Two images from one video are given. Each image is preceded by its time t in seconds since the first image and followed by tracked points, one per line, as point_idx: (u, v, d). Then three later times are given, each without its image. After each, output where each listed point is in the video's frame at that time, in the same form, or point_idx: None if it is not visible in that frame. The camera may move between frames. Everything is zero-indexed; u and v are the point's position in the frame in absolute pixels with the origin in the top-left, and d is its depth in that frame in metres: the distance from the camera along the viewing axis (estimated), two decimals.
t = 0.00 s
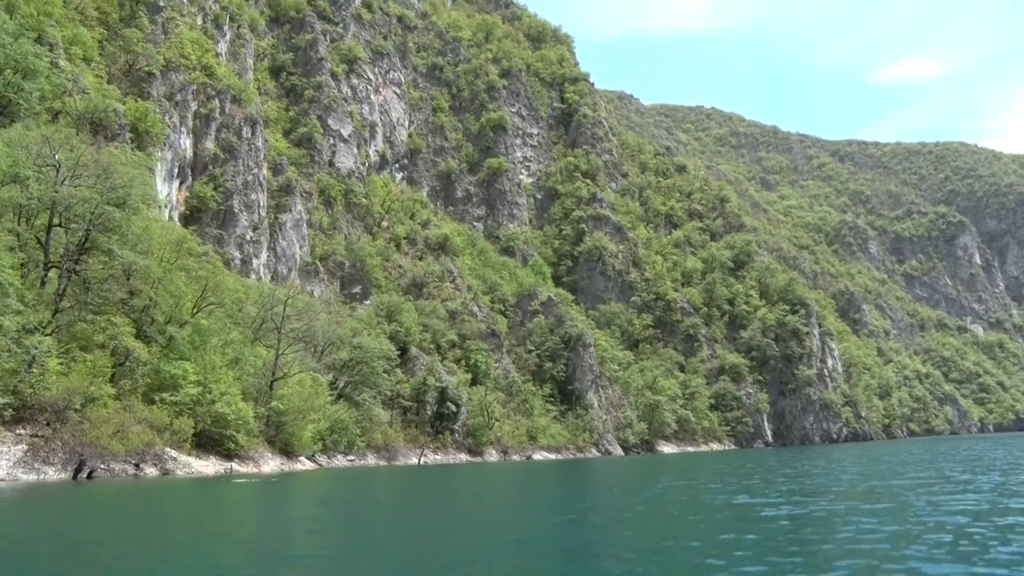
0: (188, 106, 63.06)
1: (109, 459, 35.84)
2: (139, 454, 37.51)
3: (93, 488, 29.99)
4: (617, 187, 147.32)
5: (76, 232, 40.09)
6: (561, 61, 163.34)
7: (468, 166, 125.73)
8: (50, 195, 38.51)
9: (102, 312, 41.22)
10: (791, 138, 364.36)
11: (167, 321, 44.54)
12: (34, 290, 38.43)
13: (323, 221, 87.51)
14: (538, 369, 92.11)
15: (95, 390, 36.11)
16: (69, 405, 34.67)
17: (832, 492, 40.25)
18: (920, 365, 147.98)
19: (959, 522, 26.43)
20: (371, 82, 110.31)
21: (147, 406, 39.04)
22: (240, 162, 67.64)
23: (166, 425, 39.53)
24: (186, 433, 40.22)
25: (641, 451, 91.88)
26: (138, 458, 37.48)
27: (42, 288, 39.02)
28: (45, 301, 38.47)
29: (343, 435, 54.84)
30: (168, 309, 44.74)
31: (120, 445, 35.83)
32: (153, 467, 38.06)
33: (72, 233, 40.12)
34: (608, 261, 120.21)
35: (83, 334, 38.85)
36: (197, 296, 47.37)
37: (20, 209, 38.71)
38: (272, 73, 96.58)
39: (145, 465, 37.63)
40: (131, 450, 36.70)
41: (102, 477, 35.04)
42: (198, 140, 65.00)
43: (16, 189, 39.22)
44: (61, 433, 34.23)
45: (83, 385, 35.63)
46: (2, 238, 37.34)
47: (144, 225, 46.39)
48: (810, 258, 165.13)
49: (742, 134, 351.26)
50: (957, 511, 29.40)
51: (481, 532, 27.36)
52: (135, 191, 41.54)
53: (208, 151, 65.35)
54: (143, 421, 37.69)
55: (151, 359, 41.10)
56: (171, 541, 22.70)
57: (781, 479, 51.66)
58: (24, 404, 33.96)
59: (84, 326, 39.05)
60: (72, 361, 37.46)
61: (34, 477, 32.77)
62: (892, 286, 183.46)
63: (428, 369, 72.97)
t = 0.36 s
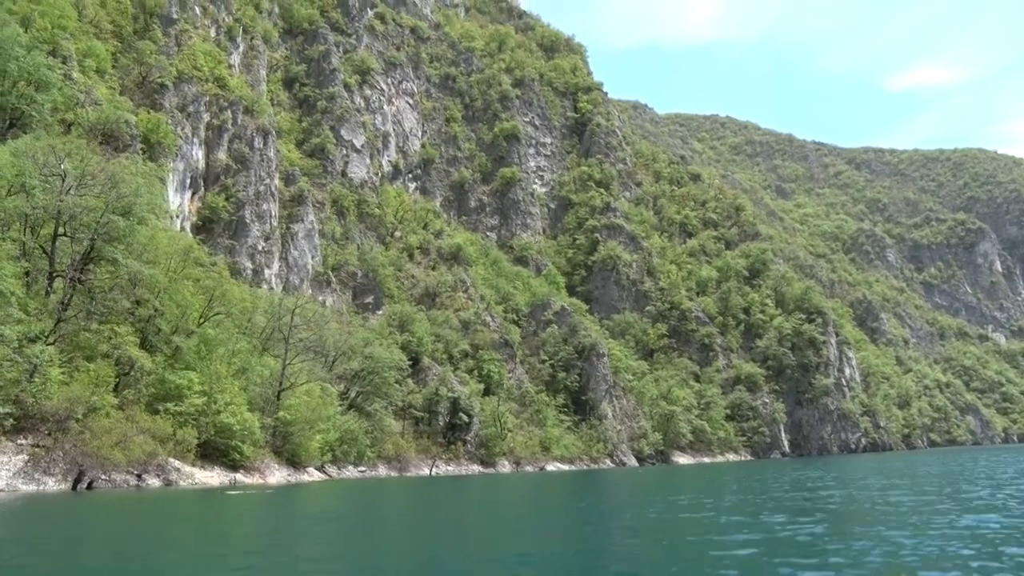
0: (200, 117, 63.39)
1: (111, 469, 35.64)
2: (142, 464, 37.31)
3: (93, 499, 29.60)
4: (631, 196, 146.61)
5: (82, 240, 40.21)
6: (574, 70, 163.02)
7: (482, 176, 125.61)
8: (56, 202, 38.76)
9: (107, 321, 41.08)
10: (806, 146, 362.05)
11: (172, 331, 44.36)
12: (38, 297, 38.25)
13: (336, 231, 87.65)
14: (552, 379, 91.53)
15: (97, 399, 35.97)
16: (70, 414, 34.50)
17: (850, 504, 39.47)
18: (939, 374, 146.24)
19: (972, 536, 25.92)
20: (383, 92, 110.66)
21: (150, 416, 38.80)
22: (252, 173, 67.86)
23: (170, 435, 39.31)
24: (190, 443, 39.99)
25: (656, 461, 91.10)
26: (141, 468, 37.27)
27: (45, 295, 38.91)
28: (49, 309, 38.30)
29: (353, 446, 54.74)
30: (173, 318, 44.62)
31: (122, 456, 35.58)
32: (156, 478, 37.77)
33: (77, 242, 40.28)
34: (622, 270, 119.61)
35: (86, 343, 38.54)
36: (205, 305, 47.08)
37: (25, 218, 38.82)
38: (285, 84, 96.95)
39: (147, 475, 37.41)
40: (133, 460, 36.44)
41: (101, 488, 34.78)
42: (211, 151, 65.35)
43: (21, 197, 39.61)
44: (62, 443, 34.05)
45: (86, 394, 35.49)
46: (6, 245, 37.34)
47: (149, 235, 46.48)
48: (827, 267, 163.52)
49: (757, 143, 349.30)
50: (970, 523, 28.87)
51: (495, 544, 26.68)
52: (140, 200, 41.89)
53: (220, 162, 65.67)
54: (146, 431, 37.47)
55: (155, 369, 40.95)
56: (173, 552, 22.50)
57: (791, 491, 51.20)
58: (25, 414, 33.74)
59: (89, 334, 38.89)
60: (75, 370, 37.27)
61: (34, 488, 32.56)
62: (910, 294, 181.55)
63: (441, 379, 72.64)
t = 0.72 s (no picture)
0: (214, 133, 63.81)
1: (117, 487, 35.55)
2: (150, 481, 37.21)
3: (99, 517, 29.35)
4: (647, 206, 145.58)
5: (89, 256, 39.82)
6: (588, 80, 162.66)
7: (497, 188, 125.44)
8: (64, 218, 38.31)
9: (116, 337, 40.91)
10: (824, 152, 358.93)
11: (181, 346, 44.11)
12: (44, 315, 37.85)
13: (351, 245, 87.77)
14: (570, 391, 90.80)
15: (102, 416, 35.82)
16: (76, 431, 34.26)
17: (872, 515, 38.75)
18: (964, 380, 144.05)
19: (989, 547, 25.48)
20: (397, 106, 110.98)
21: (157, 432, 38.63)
22: (265, 188, 68.18)
23: (178, 451, 39.15)
24: (198, 459, 39.80)
25: (676, 472, 90.03)
26: (148, 484, 37.16)
27: (52, 311, 38.65)
28: (55, 325, 38.09)
29: (368, 460, 54.64)
30: (183, 334, 44.32)
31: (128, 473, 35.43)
32: (164, 494, 37.70)
33: (85, 258, 39.97)
34: (640, 280, 118.78)
35: (93, 359, 38.58)
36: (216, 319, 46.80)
37: (32, 235, 38.48)
38: (299, 100, 97.40)
39: (155, 492, 37.29)
40: (141, 476, 36.44)
41: (106, 506, 34.66)
42: (225, 167, 65.80)
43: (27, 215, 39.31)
44: (69, 460, 33.92)
45: (92, 411, 35.38)
46: (12, 262, 37.03)
47: (157, 250, 46.09)
48: (848, 273, 161.48)
49: (774, 150, 346.63)
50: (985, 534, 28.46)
51: (510, 559, 26.11)
52: (148, 215, 41.47)
53: (234, 178, 66.15)
54: (153, 447, 37.33)
55: (164, 385, 40.78)
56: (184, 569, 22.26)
57: (813, 501, 50.35)
58: (30, 430, 33.59)
59: (97, 351, 38.73)
60: (82, 387, 37.13)
61: (39, 505, 32.52)
62: (933, 299, 179.11)
63: (457, 393, 72.22)
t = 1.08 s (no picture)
0: (227, 149, 64.56)
1: (120, 502, 35.48)
2: (154, 496, 37.20)
3: (99, 534, 29.08)
4: (663, 218, 144.77)
5: (94, 271, 39.57)
6: (603, 94, 162.64)
7: (512, 202, 125.35)
8: (70, 234, 38.09)
9: (120, 351, 40.56)
10: (841, 164, 356.68)
11: (188, 361, 43.80)
12: (46, 330, 37.28)
13: (366, 260, 87.94)
14: (586, 405, 90.03)
15: (105, 432, 35.53)
16: (78, 447, 34.04)
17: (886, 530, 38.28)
18: (988, 393, 142.22)
19: (1004, 565, 25.05)
20: (412, 121, 111.40)
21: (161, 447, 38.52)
22: (279, 204, 68.63)
23: (183, 467, 39.14)
24: (203, 474, 39.81)
25: (694, 487, 88.58)
26: (152, 500, 37.14)
27: (54, 325, 38.20)
28: (57, 339, 37.44)
29: (381, 476, 54.61)
30: (189, 348, 43.95)
31: (131, 489, 35.35)
32: (168, 510, 37.73)
33: (92, 272, 39.68)
34: (656, 293, 118.06)
35: (99, 375, 38.08)
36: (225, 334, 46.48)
37: (38, 249, 38.08)
38: (313, 116, 97.93)
39: (158, 508, 37.29)
40: (144, 492, 36.18)
41: (107, 522, 34.51)
42: (238, 183, 66.47)
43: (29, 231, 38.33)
44: (70, 476, 33.86)
45: (95, 427, 34.98)
46: (15, 277, 36.51)
47: (165, 265, 45.70)
48: (867, 285, 159.87)
49: (791, 162, 344.75)
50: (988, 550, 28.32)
51: None
52: (154, 229, 41.24)
53: (248, 194, 66.63)
54: (157, 463, 37.19)
55: (170, 400, 40.53)
56: None
57: (834, 515, 49.64)
58: (31, 445, 33.53)
59: (101, 366, 38.32)
60: (86, 402, 36.85)
61: (40, 521, 32.45)
62: (954, 311, 176.97)
63: (472, 407, 71.95)
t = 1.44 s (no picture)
0: (241, 164, 64.96)
1: (129, 519, 35.13)
2: (163, 513, 36.93)
3: (107, 552, 28.84)
4: (682, 226, 143.72)
5: (102, 287, 39.73)
6: (619, 103, 162.12)
7: (529, 213, 124.98)
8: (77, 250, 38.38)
9: (129, 367, 40.28)
10: (861, 168, 353.50)
11: (198, 376, 43.34)
12: (52, 346, 37.20)
13: (383, 273, 87.99)
14: (605, 416, 89.27)
15: (112, 448, 35.42)
16: (85, 463, 34.09)
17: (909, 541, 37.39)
18: (1017, 397, 139.80)
19: None
20: (427, 134, 111.62)
21: (170, 463, 38.23)
22: (294, 218, 68.86)
23: (193, 482, 38.93)
24: (213, 489, 39.54)
25: (716, 496, 88.40)
26: (161, 517, 36.84)
27: (62, 342, 38.09)
28: (66, 355, 37.49)
29: (397, 489, 54.48)
30: (200, 363, 43.43)
31: (139, 506, 35.04)
32: (178, 526, 37.46)
33: (101, 288, 39.75)
34: (675, 302, 117.13)
35: (108, 391, 37.89)
36: (237, 348, 46.20)
37: (47, 266, 38.34)
38: (329, 130, 98.29)
39: (167, 524, 37.00)
40: (152, 509, 35.85)
41: (114, 540, 34.08)
42: (253, 198, 66.71)
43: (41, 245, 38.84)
44: (78, 493, 33.69)
45: (102, 443, 35.10)
46: (21, 293, 36.23)
47: (174, 280, 45.48)
48: (890, 289, 157.87)
49: (810, 167, 342.06)
50: (1001, 566, 27.63)
51: None
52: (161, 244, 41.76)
53: (263, 209, 66.90)
54: (165, 478, 37.00)
55: (180, 416, 40.37)
56: None
57: (859, 524, 48.80)
58: (39, 463, 33.44)
59: (109, 382, 38.16)
60: (94, 419, 36.75)
61: (45, 540, 32.09)
62: (979, 315, 174.32)
63: (490, 419, 71.52)
